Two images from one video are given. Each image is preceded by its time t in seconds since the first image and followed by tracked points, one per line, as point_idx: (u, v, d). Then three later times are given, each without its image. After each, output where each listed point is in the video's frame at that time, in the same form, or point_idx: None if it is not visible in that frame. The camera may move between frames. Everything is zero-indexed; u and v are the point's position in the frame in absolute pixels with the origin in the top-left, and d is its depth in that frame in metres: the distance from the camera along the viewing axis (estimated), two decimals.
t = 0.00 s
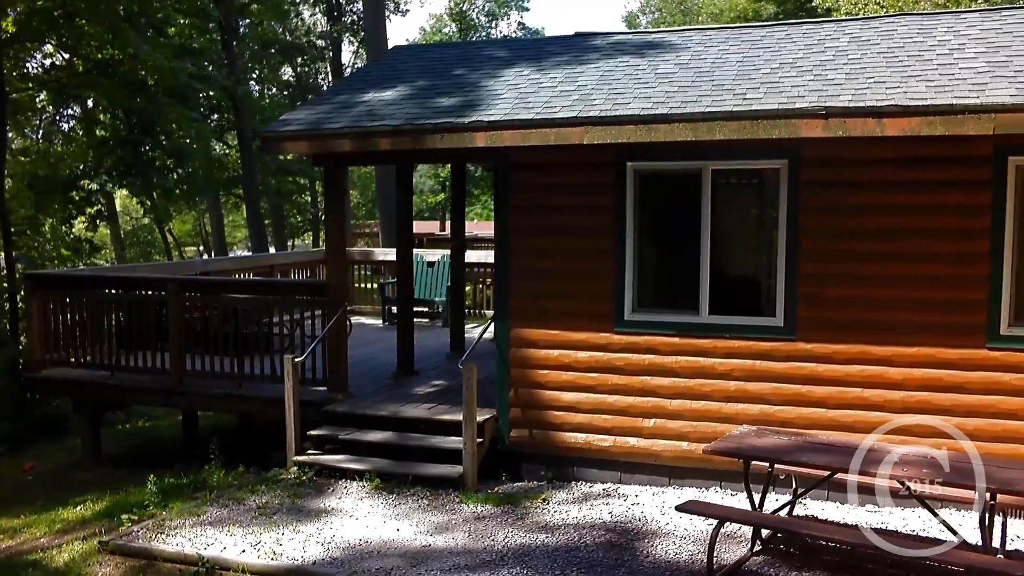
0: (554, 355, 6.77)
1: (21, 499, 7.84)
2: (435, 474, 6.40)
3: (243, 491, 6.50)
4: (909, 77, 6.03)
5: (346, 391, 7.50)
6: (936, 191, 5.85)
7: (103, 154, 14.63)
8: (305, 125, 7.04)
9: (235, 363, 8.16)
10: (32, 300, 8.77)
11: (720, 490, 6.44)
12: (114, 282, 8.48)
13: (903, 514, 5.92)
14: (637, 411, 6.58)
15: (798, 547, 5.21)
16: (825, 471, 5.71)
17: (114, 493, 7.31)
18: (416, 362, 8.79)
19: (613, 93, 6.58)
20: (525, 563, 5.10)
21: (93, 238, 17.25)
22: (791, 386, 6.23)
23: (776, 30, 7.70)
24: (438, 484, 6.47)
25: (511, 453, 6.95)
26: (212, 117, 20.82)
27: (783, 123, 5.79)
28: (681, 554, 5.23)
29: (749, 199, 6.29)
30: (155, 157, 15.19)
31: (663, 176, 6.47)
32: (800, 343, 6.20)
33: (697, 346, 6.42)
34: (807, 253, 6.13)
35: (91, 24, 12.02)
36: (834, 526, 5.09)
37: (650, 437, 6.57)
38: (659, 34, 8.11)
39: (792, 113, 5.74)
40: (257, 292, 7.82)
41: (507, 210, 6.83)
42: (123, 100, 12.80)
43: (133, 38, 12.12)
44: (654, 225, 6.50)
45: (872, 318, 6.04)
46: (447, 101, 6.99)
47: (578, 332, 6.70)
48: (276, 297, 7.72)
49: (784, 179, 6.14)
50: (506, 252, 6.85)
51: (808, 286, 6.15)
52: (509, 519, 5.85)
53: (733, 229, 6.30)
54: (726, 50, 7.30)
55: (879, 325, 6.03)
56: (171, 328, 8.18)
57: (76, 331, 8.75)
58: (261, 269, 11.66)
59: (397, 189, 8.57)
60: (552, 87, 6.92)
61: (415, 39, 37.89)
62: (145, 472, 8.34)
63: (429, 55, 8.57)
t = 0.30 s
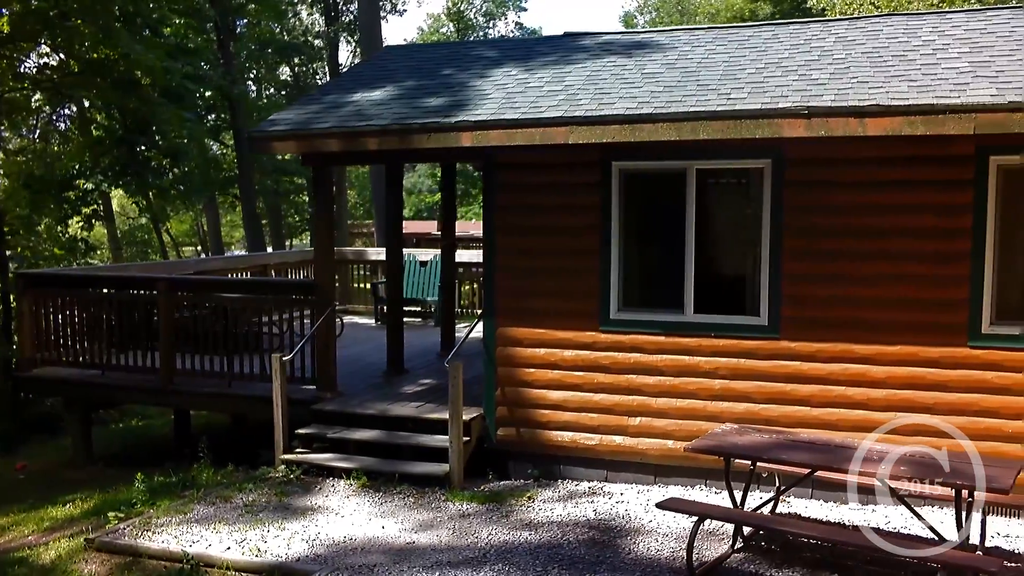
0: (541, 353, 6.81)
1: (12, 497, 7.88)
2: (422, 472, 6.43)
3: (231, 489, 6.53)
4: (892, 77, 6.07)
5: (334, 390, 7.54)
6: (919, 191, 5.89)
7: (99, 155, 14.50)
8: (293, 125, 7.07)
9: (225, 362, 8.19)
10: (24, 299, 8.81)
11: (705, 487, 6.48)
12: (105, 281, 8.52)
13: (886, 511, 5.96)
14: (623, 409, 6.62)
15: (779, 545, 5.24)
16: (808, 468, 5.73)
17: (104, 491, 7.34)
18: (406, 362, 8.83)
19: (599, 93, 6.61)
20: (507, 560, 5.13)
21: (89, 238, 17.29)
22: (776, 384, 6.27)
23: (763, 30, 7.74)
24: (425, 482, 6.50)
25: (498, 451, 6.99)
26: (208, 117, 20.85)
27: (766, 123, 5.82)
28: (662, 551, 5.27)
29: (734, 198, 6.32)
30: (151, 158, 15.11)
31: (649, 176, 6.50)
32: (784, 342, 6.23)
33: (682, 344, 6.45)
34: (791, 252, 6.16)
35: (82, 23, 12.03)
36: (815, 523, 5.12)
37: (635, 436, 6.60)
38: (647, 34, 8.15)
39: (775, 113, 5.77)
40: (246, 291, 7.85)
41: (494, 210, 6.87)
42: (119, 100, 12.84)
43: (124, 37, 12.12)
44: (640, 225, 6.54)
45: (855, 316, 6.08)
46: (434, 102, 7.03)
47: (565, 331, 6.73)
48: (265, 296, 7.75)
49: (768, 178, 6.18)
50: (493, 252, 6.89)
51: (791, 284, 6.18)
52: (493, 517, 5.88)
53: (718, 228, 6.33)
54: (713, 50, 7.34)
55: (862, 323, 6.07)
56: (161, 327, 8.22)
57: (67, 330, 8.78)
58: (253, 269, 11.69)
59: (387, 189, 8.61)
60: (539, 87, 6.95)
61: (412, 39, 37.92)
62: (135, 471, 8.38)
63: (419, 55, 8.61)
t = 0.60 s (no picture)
0: (527, 352, 6.84)
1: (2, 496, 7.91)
2: (408, 470, 6.47)
3: (218, 487, 6.57)
4: (874, 77, 6.11)
5: (323, 389, 7.58)
6: (901, 190, 5.92)
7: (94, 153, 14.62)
8: (281, 125, 7.11)
9: (215, 361, 8.23)
10: (14, 298, 8.85)
11: (689, 485, 6.51)
12: (95, 281, 8.55)
13: (867, 509, 6.00)
14: (608, 408, 6.66)
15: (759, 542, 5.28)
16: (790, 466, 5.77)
17: (92, 490, 7.38)
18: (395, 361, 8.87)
19: (584, 94, 6.65)
20: (489, 557, 5.17)
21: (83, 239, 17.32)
22: (760, 383, 6.30)
23: (750, 31, 7.79)
24: (411, 480, 6.53)
25: (484, 449, 7.02)
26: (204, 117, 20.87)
27: (749, 123, 5.85)
28: (644, 549, 5.30)
29: (719, 198, 6.35)
30: (145, 156, 15.41)
31: (633, 176, 6.54)
32: (767, 340, 6.27)
33: (666, 343, 6.49)
34: (774, 251, 6.20)
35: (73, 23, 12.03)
36: (794, 521, 5.17)
37: (621, 434, 6.64)
38: (635, 34, 8.19)
39: (758, 113, 5.80)
40: (235, 290, 7.88)
41: (480, 210, 6.91)
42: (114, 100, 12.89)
43: (116, 36, 12.13)
44: (625, 225, 6.57)
45: (838, 315, 6.12)
46: (421, 102, 7.07)
47: (551, 329, 6.77)
48: (254, 295, 7.78)
49: (752, 178, 6.21)
50: (479, 252, 6.92)
51: (774, 283, 6.22)
52: (478, 514, 5.91)
53: (702, 227, 6.36)
54: (699, 50, 7.38)
55: (845, 322, 6.11)
56: (151, 326, 8.26)
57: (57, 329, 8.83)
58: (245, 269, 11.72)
59: (376, 189, 8.66)
60: (525, 88, 6.99)
61: (409, 39, 37.97)
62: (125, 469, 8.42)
63: (408, 55, 8.65)
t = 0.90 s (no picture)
0: (512, 351, 6.88)
1: None
2: (393, 469, 6.50)
3: (204, 485, 6.60)
4: (856, 77, 6.14)
5: (310, 388, 7.61)
6: (882, 190, 5.96)
7: (89, 154, 14.38)
8: (268, 125, 7.13)
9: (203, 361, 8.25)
10: (4, 298, 8.87)
11: (673, 483, 6.56)
12: (84, 280, 8.56)
13: (848, 506, 6.04)
14: (593, 406, 6.69)
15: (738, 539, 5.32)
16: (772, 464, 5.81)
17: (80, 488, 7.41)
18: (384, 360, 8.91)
19: (569, 94, 6.68)
20: (470, 554, 5.21)
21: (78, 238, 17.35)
22: (742, 381, 6.34)
23: (736, 31, 7.83)
24: (396, 478, 6.57)
25: (470, 447, 7.06)
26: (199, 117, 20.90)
27: (731, 123, 5.88)
28: (624, 546, 5.34)
29: (702, 198, 6.39)
30: (140, 157, 15.03)
31: (617, 176, 6.58)
32: (750, 339, 6.31)
33: (650, 342, 6.52)
34: (757, 250, 6.24)
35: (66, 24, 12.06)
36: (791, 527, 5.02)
37: (605, 432, 6.67)
38: (622, 35, 8.23)
39: (740, 113, 5.83)
40: (223, 290, 7.90)
41: (466, 209, 6.94)
42: (108, 100, 12.82)
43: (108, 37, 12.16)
44: (609, 224, 6.61)
45: (820, 314, 6.16)
46: (407, 102, 7.10)
47: (536, 328, 6.80)
48: (242, 294, 7.80)
49: (734, 178, 6.25)
50: (465, 251, 6.96)
51: (757, 282, 6.26)
52: (461, 512, 5.95)
53: (686, 227, 6.40)
54: (684, 50, 7.42)
55: (826, 320, 6.14)
56: (140, 326, 8.28)
57: (48, 328, 8.85)
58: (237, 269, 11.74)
59: (365, 189, 8.69)
60: (510, 88, 7.03)
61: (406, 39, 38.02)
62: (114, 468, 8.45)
63: (397, 55, 8.68)
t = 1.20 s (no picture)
0: (498, 350, 6.91)
1: None
2: (378, 467, 6.54)
3: (191, 484, 6.64)
4: (838, 77, 6.18)
5: (298, 387, 7.64)
6: (863, 189, 6.00)
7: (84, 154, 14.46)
8: (255, 125, 7.17)
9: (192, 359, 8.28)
10: None
11: (657, 481, 6.60)
12: (74, 280, 8.59)
13: (830, 504, 6.08)
14: (578, 404, 6.73)
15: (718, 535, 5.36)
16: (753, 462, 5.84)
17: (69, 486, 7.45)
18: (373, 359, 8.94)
19: (554, 94, 6.72)
20: (452, 551, 5.24)
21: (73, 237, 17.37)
22: (726, 379, 6.38)
23: (722, 32, 7.87)
24: (382, 476, 6.60)
25: (456, 446, 7.10)
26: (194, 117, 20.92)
27: (713, 123, 5.91)
28: (606, 543, 5.38)
29: (686, 197, 6.42)
30: (134, 155, 15.29)
31: (602, 176, 6.62)
32: (733, 338, 6.35)
33: (634, 341, 6.56)
34: (740, 250, 6.28)
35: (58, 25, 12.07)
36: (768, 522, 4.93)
37: (590, 431, 6.71)
38: (609, 35, 8.26)
39: (722, 113, 5.87)
40: (211, 289, 7.93)
41: (452, 209, 6.98)
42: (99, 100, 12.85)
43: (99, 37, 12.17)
44: (593, 224, 6.65)
45: (802, 313, 6.20)
46: (393, 102, 7.14)
47: (521, 327, 6.84)
48: (231, 293, 7.84)
49: (717, 177, 6.29)
50: (450, 250, 7.00)
51: (740, 281, 6.29)
52: (445, 510, 5.98)
53: (670, 226, 6.43)
54: (670, 51, 7.46)
55: (809, 319, 6.18)
56: (129, 325, 8.31)
57: (39, 327, 8.90)
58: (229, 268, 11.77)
59: (353, 189, 8.72)
60: (496, 88, 7.06)
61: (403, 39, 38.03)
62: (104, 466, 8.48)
63: (386, 55, 8.71)
